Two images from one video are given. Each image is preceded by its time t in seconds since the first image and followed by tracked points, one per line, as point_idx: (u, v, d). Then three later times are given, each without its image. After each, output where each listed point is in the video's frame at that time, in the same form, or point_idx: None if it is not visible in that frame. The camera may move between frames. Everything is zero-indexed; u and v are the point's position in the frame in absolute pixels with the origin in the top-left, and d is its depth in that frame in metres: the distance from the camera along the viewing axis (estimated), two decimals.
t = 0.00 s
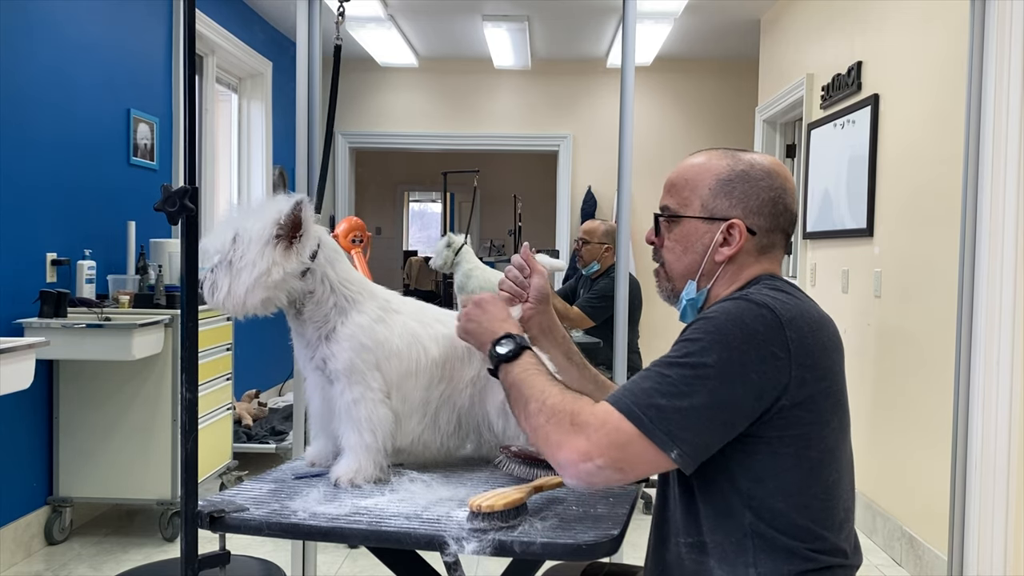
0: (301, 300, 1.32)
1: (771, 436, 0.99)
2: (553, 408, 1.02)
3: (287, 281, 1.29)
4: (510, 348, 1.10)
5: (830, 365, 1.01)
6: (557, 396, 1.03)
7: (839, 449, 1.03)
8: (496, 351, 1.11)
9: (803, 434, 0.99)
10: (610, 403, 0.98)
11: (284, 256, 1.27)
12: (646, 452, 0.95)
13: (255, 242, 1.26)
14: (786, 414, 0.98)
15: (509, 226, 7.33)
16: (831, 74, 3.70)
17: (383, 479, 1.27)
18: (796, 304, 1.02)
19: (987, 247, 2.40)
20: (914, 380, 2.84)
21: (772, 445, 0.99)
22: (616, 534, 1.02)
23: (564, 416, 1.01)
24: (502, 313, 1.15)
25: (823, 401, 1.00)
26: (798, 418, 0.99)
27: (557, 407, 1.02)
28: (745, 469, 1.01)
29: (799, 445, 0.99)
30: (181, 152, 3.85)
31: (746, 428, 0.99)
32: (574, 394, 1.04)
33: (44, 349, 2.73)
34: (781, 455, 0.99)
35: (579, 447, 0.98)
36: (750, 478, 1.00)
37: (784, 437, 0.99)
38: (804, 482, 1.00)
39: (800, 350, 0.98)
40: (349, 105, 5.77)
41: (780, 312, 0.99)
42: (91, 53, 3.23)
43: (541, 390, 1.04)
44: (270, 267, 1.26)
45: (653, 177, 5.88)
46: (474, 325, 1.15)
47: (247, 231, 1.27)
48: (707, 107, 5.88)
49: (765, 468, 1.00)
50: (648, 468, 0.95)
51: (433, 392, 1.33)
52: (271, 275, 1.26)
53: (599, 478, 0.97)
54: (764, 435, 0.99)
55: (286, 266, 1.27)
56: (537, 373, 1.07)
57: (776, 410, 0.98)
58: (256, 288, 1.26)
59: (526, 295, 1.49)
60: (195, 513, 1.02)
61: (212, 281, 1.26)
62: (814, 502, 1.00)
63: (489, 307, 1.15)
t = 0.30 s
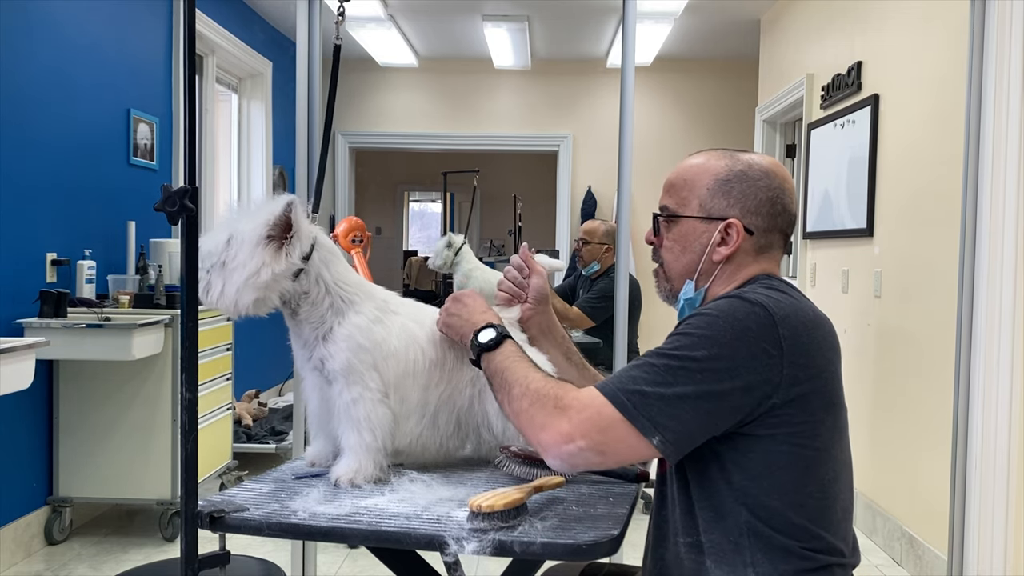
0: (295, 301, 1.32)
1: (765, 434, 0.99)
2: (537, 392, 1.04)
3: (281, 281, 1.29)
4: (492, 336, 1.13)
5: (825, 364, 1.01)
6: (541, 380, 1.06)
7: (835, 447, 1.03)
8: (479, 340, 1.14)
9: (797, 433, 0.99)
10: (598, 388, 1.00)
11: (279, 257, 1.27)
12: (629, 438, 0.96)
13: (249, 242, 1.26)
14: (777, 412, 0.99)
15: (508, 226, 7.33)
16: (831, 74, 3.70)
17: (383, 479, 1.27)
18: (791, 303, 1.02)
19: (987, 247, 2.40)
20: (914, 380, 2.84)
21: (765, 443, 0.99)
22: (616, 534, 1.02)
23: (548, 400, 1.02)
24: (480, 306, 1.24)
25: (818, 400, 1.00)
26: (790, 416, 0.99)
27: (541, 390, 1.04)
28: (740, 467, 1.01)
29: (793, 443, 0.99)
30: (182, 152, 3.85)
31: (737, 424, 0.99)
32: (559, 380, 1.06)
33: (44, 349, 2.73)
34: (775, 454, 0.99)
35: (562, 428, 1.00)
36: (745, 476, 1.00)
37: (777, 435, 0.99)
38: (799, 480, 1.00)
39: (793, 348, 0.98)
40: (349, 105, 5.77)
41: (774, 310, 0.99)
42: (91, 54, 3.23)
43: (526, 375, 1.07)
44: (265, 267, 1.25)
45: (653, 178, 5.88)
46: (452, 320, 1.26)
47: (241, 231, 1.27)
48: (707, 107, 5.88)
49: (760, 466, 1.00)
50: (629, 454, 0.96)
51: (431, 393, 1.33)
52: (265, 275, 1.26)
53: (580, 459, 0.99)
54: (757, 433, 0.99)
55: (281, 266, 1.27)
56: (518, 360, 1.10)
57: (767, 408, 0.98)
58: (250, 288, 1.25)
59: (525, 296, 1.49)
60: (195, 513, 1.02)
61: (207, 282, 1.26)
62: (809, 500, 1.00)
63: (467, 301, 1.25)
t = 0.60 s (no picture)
0: (293, 300, 1.32)
1: (764, 433, 0.99)
2: (534, 392, 1.03)
3: (278, 280, 1.29)
4: (478, 333, 1.12)
5: (823, 364, 1.01)
6: (536, 380, 1.05)
7: (834, 447, 1.03)
8: (465, 337, 1.13)
9: (796, 432, 0.99)
10: (597, 388, 1.00)
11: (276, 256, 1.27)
12: (631, 439, 0.95)
13: (246, 242, 1.26)
14: (776, 412, 0.99)
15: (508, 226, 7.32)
16: (831, 74, 3.70)
17: (383, 479, 1.27)
18: (790, 303, 1.02)
19: (987, 247, 2.40)
20: (914, 380, 2.84)
21: (765, 442, 0.99)
22: (616, 534, 1.02)
23: (546, 400, 1.02)
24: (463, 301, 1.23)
25: (816, 399, 1.00)
26: (789, 416, 0.99)
27: (538, 391, 1.03)
28: (739, 466, 1.00)
29: (792, 442, 0.99)
30: (182, 152, 3.85)
31: (736, 423, 0.99)
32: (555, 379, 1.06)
33: (44, 349, 2.73)
34: (774, 453, 0.99)
35: (563, 428, 0.99)
36: (744, 474, 1.00)
37: (776, 434, 0.99)
38: (798, 479, 1.00)
39: (792, 348, 0.98)
40: (349, 105, 5.77)
41: (774, 311, 0.99)
42: (92, 54, 3.23)
43: (520, 374, 1.06)
44: (261, 266, 1.25)
45: (653, 177, 5.88)
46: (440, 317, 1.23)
47: (238, 231, 1.27)
48: (707, 107, 5.88)
49: (758, 465, 1.00)
50: (631, 453, 0.96)
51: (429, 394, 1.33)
52: (261, 274, 1.26)
53: (581, 458, 0.99)
54: (756, 432, 0.99)
55: (278, 265, 1.27)
56: (509, 356, 1.10)
57: (766, 408, 0.98)
58: (246, 287, 1.26)
59: (525, 296, 1.49)
60: (195, 513, 1.02)
61: (206, 282, 1.27)
62: (808, 500, 1.00)
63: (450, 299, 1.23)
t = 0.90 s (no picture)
0: (292, 300, 1.33)
1: (762, 433, 0.99)
2: (528, 387, 1.03)
3: (277, 279, 1.29)
4: (466, 329, 1.12)
5: (821, 364, 1.01)
6: (530, 374, 1.05)
7: (834, 445, 1.03)
8: (453, 334, 1.13)
9: (794, 432, 0.99)
10: (593, 383, 1.00)
11: (275, 254, 1.28)
12: (626, 434, 0.96)
13: (245, 240, 1.27)
14: (774, 412, 0.99)
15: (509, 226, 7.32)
16: (831, 74, 3.70)
17: (383, 479, 1.27)
18: (787, 303, 1.02)
19: (987, 246, 2.40)
20: (914, 380, 2.85)
21: (764, 442, 0.99)
22: (616, 534, 1.02)
23: (541, 395, 1.02)
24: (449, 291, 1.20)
25: (815, 399, 1.00)
26: (787, 416, 0.99)
27: (532, 386, 1.03)
28: (738, 465, 1.00)
29: (790, 442, 0.99)
30: (182, 152, 3.85)
31: (733, 422, 0.99)
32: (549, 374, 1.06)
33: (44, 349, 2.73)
34: (773, 453, 0.99)
35: (558, 423, 0.99)
36: (743, 474, 1.00)
37: (775, 434, 0.99)
38: (796, 479, 1.00)
39: (789, 348, 0.98)
40: (349, 105, 5.77)
41: (771, 311, 0.99)
42: (91, 54, 3.23)
43: (513, 369, 1.06)
44: (260, 264, 1.26)
45: (653, 177, 5.88)
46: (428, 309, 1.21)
47: (239, 229, 1.28)
48: (707, 107, 5.88)
49: (758, 465, 1.00)
50: (626, 448, 0.96)
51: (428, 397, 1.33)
52: (260, 272, 1.26)
53: (576, 453, 0.99)
54: (755, 432, 0.99)
55: (277, 264, 1.28)
56: (500, 350, 1.10)
57: (764, 408, 0.98)
58: (244, 284, 1.26)
59: (524, 297, 1.48)
60: (195, 514, 1.02)
61: (207, 278, 1.28)
62: (807, 500, 1.00)
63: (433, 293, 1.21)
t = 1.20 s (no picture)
0: (288, 301, 1.33)
1: (763, 434, 0.99)
2: (532, 395, 1.04)
3: (273, 280, 1.29)
4: (477, 343, 1.14)
5: (822, 365, 1.01)
6: (535, 383, 1.06)
7: (834, 445, 1.03)
8: (464, 349, 1.14)
9: (795, 433, 0.99)
10: (596, 389, 1.00)
11: (272, 255, 1.28)
12: (630, 439, 0.96)
13: (241, 240, 1.26)
14: (775, 412, 0.99)
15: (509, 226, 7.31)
16: (831, 74, 3.70)
17: (382, 479, 1.28)
18: (788, 303, 1.02)
19: (987, 246, 2.40)
20: (914, 380, 2.85)
21: (766, 443, 0.99)
22: (616, 534, 1.02)
23: (544, 403, 1.03)
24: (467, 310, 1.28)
25: (816, 400, 1.00)
26: (788, 415, 0.99)
27: (536, 394, 1.04)
28: (738, 466, 1.00)
29: (792, 442, 0.99)
30: (182, 152, 3.85)
31: (735, 423, 0.99)
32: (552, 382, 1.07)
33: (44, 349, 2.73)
34: (775, 454, 0.99)
35: (562, 429, 1.00)
36: (744, 476, 1.00)
37: (777, 435, 0.99)
38: (797, 480, 1.00)
39: (791, 348, 0.98)
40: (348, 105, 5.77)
41: (772, 312, 0.99)
42: (91, 53, 3.23)
43: (519, 379, 1.07)
44: (255, 265, 1.26)
45: (653, 177, 5.88)
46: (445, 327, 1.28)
47: (235, 228, 1.28)
48: (707, 107, 5.88)
49: (759, 465, 1.00)
50: (630, 454, 0.96)
51: (425, 400, 1.33)
52: (256, 273, 1.26)
53: (581, 460, 0.99)
54: (757, 433, 0.99)
55: (273, 264, 1.28)
56: (508, 362, 1.11)
57: (765, 409, 0.98)
58: (239, 285, 1.25)
59: (523, 298, 1.48)
60: (195, 513, 1.02)
61: (203, 279, 1.28)
62: (808, 500, 1.00)
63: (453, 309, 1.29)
